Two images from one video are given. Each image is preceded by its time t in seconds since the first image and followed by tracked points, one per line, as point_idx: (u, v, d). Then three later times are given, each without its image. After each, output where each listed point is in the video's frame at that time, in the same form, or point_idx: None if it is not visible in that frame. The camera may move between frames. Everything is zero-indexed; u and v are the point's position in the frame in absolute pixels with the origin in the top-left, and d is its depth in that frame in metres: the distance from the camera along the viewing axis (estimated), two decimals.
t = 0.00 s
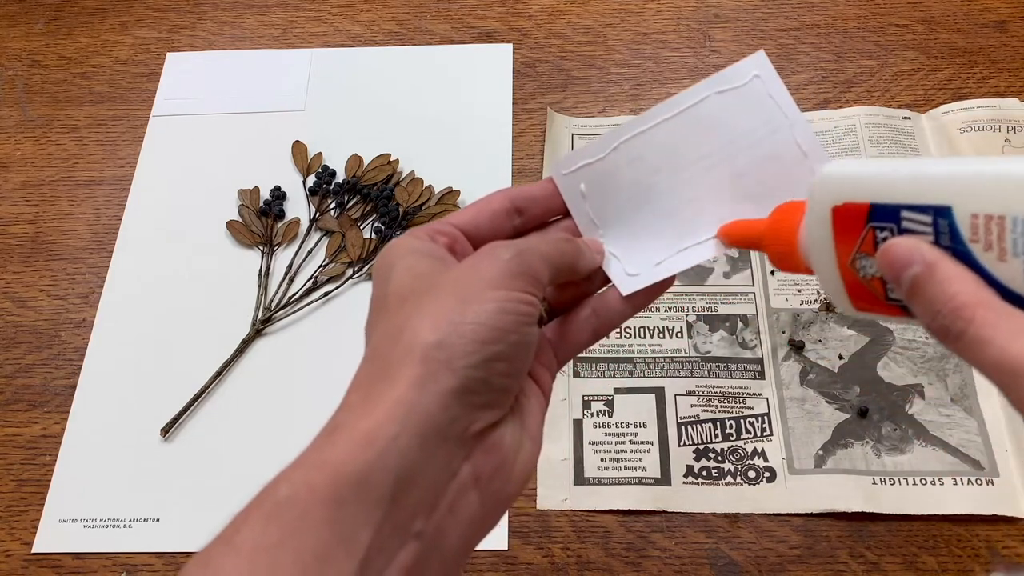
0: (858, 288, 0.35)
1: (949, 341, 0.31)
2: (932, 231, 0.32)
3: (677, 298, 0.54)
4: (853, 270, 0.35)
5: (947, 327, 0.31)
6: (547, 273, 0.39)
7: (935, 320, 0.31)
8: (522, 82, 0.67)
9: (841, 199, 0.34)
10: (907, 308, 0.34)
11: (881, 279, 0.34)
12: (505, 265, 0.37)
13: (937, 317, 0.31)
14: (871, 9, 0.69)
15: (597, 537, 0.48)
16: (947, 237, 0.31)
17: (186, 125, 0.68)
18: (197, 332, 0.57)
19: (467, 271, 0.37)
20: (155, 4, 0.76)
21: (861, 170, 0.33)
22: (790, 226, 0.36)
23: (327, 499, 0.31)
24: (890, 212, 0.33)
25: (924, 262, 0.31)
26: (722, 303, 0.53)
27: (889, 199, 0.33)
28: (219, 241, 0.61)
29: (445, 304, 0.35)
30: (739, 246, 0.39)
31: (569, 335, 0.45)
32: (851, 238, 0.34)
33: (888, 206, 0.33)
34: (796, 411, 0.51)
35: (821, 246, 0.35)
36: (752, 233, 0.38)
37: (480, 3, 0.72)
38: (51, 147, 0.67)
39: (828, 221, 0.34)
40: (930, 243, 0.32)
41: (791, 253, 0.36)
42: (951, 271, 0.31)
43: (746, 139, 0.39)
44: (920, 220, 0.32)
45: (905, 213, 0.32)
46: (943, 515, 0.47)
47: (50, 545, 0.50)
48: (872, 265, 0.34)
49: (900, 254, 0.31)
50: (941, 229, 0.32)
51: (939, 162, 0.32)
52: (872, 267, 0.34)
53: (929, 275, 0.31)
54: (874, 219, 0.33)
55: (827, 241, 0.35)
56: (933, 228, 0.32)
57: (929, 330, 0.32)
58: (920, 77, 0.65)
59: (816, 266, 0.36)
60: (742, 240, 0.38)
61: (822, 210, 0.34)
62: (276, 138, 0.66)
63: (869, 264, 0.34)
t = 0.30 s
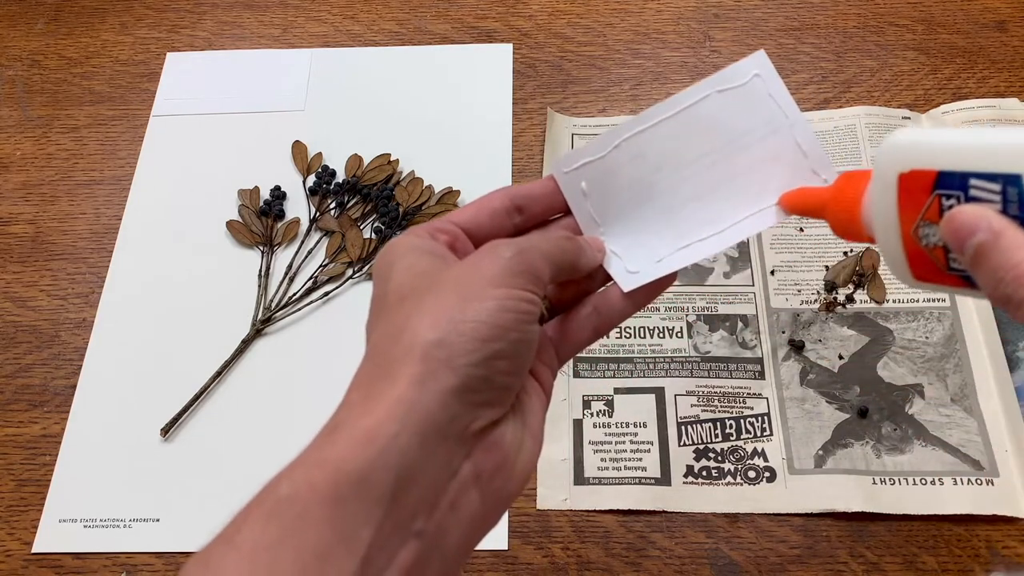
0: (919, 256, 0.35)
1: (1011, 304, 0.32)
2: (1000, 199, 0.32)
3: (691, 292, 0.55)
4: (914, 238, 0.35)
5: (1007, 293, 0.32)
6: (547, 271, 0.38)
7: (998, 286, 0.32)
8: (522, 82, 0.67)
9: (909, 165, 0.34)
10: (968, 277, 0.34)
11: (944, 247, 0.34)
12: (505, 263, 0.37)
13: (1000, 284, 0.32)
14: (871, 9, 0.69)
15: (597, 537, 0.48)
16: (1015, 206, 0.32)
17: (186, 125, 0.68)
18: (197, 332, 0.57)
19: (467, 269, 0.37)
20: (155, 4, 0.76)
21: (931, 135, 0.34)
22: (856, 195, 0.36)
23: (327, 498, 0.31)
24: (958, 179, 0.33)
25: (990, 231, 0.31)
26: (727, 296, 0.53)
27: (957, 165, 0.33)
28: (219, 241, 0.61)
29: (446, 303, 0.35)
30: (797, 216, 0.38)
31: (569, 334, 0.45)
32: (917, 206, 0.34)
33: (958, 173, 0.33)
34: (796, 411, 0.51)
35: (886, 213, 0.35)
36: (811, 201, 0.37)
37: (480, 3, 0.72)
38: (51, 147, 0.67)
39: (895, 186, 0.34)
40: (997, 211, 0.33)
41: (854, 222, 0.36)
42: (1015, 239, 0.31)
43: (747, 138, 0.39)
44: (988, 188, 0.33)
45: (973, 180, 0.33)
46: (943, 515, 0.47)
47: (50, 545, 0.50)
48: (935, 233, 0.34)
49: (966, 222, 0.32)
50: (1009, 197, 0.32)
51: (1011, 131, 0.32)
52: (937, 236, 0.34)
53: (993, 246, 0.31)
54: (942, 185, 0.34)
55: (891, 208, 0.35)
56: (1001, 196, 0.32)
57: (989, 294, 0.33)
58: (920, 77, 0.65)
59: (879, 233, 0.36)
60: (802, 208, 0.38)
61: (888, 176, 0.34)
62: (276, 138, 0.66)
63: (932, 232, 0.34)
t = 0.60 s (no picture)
0: (936, 224, 0.33)
1: None
2: None
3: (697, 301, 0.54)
4: (934, 202, 0.32)
5: None
6: (551, 279, 0.38)
7: None
8: (522, 82, 0.67)
9: (938, 121, 0.32)
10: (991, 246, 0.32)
11: (965, 214, 0.32)
12: (509, 270, 0.37)
13: None
14: (871, 9, 0.69)
15: (597, 537, 0.48)
16: None
17: (186, 125, 0.68)
18: (197, 332, 0.57)
19: (471, 274, 0.37)
20: (155, 4, 0.76)
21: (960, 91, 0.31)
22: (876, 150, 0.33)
23: (326, 503, 0.31)
24: (993, 138, 0.30)
25: None
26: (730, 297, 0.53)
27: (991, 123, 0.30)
28: (219, 242, 0.61)
29: (447, 309, 0.35)
30: (809, 172, 0.36)
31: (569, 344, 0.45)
32: (942, 167, 0.32)
33: (992, 134, 0.30)
34: (796, 411, 0.51)
35: (906, 173, 0.32)
36: (826, 156, 0.35)
37: (480, 3, 0.72)
38: (51, 147, 0.67)
39: (921, 146, 0.32)
40: None
41: (870, 179, 0.33)
42: None
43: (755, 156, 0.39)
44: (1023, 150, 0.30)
45: (1009, 142, 0.30)
46: (943, 515, 0.47)
47: (51, 545, 0.50)
48: (957, 199, 0.32)
49: (1002, 185, 0.29)
50: None
51: None
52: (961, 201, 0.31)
53: None
54: (973, 145, 0.31)
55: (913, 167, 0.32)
56: None
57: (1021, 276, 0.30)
58: (919, 77, 0.65)
59: (894, 197, 0.33)
60: (814, 165, 0.35)
61: (915, 132, 0.32)
62: (276, 138, 0.66)
63: (954, 197, 0.32)
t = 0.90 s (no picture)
0: (832, 247, 0.35)
1: (926, 310, 0.32)
2: (899, 199, 0.32)
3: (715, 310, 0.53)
4: (826, 231, 0.35)
5: (922, 297, 0.31)
6: (585, 297, 0.38)
7: (911, 290, 0.32)
8: (522, 82, 0.67)
9: (813, 159, 0.33)
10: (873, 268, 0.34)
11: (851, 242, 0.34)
12: (543, 288, 0.37)
13: (913, 289, 0.32)
14: (871, 9, 0.69)
15: (597, 537, 0.48)
16: (915, 206, 0.32)
17: (186, 126, 0.68)
18: (198, 332, 0.57)
19: (506, 290, 0.37)
20: (155, 4, 0.76)
21: (833, 128, 0.33)
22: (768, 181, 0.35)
23: (345, 516, 0.32)
24: (859, 176, 0.33)
25: (893, 231, 0.31)
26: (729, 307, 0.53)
27: (857, 162, 0.33)
28: (219, 242, 0.61)
29: (479, 324, 0.35)
30: (715, 198, 0.38)
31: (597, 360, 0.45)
32: (820, 202, 0.34)
33: (858, 170, 0.33)
34: (796, 411, 0.51)
35: (792, 207, 0.35)
36: (727, 183, 0.37)
37: (480, 3, 0.72)
38: (51, 147, 0.67)
39: (799, 183, 0.34)
40: (897, 210, 0.32)
41: (764, 208, 0.36)
42: (920, 240, 0.31)
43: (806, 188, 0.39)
44: (888, 187, 0.32)
45: (873, 179, 0.32)
46: (943, 515, 0.47)
47: (50, 544, 0.50)
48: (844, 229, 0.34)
49: (871, 225, 0.32)
50: (908, 197, 0.32)
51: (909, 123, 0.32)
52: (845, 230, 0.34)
53: (899, 246, 0.31)
54: (843, 182, 0.33)
55: (796, 202, 0.34)
56: (900, 196, 0.32)
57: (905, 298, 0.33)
58: (920, 77, 0.65)
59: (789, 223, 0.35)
60: (717, 190, 0.37)
61: (793, 168, 0.34)
62: (276, 138, 0.66)
63: (841, 227, 0.34)
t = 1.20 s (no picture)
0: (815, 282, 0.36)
1: (909, 342, 0.32)
2: (873, 235, 0.32)
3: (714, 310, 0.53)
4: (805, 269, 0.35)
5: (904, 329, 0.32)
6: (584, 292, 0.38)
7: (893, 323, 0.32)
8: (522, 82, 0.67)
9: (785, 203, 0.34)
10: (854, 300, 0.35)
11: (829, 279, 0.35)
12: (542, 283, 0.37)
13: (894, 322, 0.32)
14: (871, 9, 0.69)
15: (597, 536, 0.48)
16: (889, 241, 0.32)
17: (186, 125, 0.68)
18: (198, 332, 0.57)
19: (505, 285, 0.37)
20: (155, 4, 0.76)
21: (804, 170, 0.33)
22: (743, 219, 0.36)
23: (346, 513, 0.31)
24: (831, 218, 0.33)
25: (869, 268, 0.32)
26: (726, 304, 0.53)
27: (829, 203, 0.33)
28: (219, 242, 0.61)
29: (478, 320, 0.35)
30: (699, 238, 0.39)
31: (596, 355, 0.45)
32: (796, 242, 0.35)
33: (830, 210, 0.33)
34: (796, 411, 0.51)
35: (770, 245, 0.35)
36: (708, 226, 0.38)
37: (480, 3, 0.73)
38: (51, 147, 0.67)
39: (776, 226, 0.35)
40: (871, 247, 0.33)
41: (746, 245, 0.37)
42: (897, 275, 0.32)
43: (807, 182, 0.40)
44: (860, 227, 0.32)
45: (846, 218, 0.33)
46: (943, 515, 0.47)
47: (50, 545, 0.50)
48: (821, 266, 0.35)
49: (847, 266, 0.32)
50: (880, 234, 0.32)
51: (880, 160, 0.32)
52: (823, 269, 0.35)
53: (876, 282, 0.32)
54: (818, 223, 0.33)
55: (774, 243, 0.35)
56: (873, 233, 0.32)
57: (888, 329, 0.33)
58: (920, 77, 0.65)
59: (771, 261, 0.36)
60: (699, 232, 0.39)
61: (767, 212, 0.34)
62: (276, 138, 0.66)
63: (819, 265, 0.35)
